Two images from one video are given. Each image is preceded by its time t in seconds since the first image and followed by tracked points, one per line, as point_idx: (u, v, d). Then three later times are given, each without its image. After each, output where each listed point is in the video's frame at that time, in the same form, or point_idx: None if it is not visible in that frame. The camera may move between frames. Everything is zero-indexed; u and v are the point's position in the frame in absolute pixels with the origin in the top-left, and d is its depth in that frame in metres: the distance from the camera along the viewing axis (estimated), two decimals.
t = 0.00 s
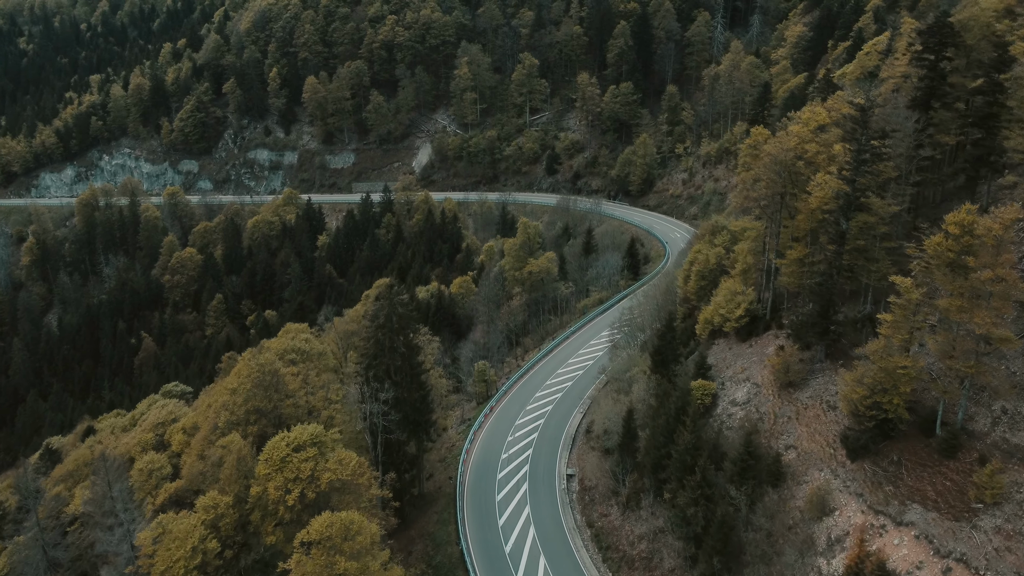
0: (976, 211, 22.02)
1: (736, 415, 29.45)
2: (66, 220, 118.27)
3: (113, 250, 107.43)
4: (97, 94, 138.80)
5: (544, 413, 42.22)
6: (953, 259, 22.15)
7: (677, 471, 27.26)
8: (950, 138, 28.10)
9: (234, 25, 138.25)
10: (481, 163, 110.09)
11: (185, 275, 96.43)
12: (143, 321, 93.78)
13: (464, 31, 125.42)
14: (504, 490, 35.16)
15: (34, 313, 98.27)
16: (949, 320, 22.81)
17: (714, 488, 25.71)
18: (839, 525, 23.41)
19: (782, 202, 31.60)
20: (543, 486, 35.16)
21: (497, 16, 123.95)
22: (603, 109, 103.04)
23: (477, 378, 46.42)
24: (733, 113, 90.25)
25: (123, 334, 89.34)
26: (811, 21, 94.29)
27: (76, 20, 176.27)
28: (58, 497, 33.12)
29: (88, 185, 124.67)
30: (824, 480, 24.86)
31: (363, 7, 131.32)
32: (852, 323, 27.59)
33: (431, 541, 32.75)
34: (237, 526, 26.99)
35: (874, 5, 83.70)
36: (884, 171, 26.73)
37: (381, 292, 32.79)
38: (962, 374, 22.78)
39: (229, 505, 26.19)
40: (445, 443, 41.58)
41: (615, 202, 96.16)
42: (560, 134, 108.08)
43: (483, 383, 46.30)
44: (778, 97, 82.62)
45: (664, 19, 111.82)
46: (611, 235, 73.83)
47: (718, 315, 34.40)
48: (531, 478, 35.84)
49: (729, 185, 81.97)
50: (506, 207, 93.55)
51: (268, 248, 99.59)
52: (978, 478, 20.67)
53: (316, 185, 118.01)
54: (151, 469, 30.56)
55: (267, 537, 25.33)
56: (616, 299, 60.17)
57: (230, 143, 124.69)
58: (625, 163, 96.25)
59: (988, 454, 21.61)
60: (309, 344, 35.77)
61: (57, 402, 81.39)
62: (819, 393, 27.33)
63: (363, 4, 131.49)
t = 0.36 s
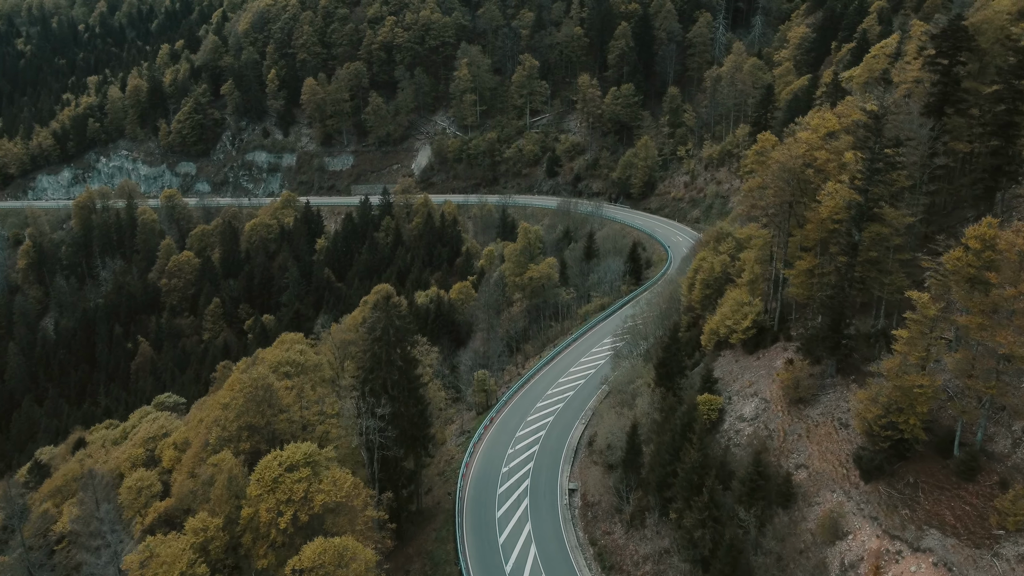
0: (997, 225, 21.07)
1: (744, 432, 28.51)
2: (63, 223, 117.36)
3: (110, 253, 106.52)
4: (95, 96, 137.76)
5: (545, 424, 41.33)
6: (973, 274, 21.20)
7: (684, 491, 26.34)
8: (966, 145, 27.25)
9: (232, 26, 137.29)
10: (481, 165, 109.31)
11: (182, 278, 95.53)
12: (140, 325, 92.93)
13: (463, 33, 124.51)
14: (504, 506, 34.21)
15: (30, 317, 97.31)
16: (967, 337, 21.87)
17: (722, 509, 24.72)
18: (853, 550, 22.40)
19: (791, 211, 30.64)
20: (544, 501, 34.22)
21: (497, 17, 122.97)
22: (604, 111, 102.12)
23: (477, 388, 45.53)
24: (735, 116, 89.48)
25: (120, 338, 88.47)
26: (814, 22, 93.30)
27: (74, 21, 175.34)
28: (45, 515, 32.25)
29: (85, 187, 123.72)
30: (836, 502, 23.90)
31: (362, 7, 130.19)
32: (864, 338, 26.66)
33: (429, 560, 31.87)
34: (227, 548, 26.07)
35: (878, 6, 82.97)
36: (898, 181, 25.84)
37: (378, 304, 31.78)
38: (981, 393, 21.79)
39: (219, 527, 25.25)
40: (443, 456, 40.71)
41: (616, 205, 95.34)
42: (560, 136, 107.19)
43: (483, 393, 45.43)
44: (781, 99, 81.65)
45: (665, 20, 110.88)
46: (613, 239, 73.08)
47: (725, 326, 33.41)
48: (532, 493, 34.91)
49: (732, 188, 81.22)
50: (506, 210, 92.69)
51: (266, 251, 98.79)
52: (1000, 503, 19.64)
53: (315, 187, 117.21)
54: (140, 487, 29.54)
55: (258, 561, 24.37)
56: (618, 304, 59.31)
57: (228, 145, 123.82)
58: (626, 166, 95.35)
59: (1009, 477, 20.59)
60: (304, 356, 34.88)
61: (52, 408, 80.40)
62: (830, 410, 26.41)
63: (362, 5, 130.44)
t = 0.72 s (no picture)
0: (1021, 240, 20.16)
1: (753, 450, 27.60)
2: (59, 225, 116.42)
3: (106, 256, 105.55)
4: (91, 97, 136.78)
5: (546, 436, 40.44)
6: (996, 291, 20.30)
7: (691, 512, 25.35)
8: (983, 153, 26.41)
9: (230, 28, 136.19)
10: (481, 167, 108.59)
11: (179, 282, 94.55)
12: (136, 330, 92.07)
13: (463, 34, 123.57)
14: (505, 523, 33.27)
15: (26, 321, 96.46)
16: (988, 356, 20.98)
17: (731, 532, 23.70)
18: None
19: (800, 220, 29.63)
20: (546, 517, 33.29)
21: (497, 18, 121.87)
22: (605, 113, 101.16)
23: (477, 398, 44.57)
24: (738, 118, 88.84)
25: (116, 343, 87.52)
26: (817, 24, 92.31)
27: (71, 22, 174.24)
28: (32, 534, 31.36)
29: (82, 189, 122.87)
30: (850, 526, 22.89)
31: (361, 8, 128.95)
32: (879, 353, 25.71)
33: None
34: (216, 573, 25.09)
35: (882, 7, 82.23)
36: (913, 191, 24.90)
37: (375, 316, 30.84)
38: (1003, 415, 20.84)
39: (208, 552, 24.28)
40: (442, 470, 39.80)
41: (617, 208, 94.51)
42: (561, 137, 106.19)
43: (483, 404, 44.51)
44: (784, 101, 80.69)
45: (667, 21, 109.86)
46: (614, 244, 72.29)
47: (731, 338, 32.46)
48: (533, 509, 33.98)
49: (734, 192, 80.54)
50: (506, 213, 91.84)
51: (264, 255, 97.82)
52: None
53: (314, 190, 116.30)
54: (128, 507, 28.48)
55: None
56: (620, 310, 58.43)
57: (226, 147, 122.85)
58: (627, 168, 94.44)
59: None
60: (299, 369, 33.96)
61: (47, 414, 79.55)
62: (842, 428, 25.51)
63: (360, 6, 129.36)
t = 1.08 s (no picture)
0: None
1: (762, 468, 26.62)
2: (56, 228, 115.39)
3: (103, 259, 104.52)
4: (89, 98, 135.85)
5: (547, 448, 39.48)
6: (1020, 308, 19.29)
7: (699, 535, 24.32)
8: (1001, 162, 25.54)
9: (228, 28, 135.12)
10: (481, 169, 107.67)
11: (175, 286, 93.51)
12: (132, 334, 91.07)
13: (463, 35, 122.57)
14: (505, 540, 32.29)
15: (21, 325, 95.49)
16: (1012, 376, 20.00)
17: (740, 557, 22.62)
18: None
19: (810, 230, 28.62)
20: (547, 534, 32.33)
21: (497, 18, 120.73)
22: (606, 114, 100.05)
23: (477, 408, 43.62)
24: (741, 120, 89.08)
25: (111, 348, 86.51)
26: (821, 25, 91.30)
27: (69, 23, 173.30)
28: (17, 554, 30.44)
29: (78, 191, 121.90)
30: (865, 552, 21.81)
31: (360, 9, 127.73)
32: (894, 370, 24.73)
33: None
34: None
35: (886, 8, 81.39)
36: (929, 203, 24.01)
37: (370, 329, 29.89)
38: None
39: None
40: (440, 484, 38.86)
41: (619, 211, 93.52)
42: (561, 139, 105.15)
43: (483, 414, 43.59)
44: (787, 103, 79.75)
45: (668, 21, 108.72)
46: (616, 248, 71.45)
47: (738, 350, 31.57)
48: (534, 525, 33.00)
49: (737, 195, 79.86)
50: (506, 216, 90.98)
51: (261, 258, 96.81)
52: None
53: (312, 192, 115.34)
54: (115, 527, 27.56)
55: None
56: (622, 316, 57.52)
57: (224, 148, 121.84)
58: (628, 171, 93.44)
59: None
60: (293, 382, 33.03)
61: (42, 420, 78.56)
62: (855, 448, 24.54)
63: (359, 6, 128.33)
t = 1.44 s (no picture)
0: None
1: (772, 489, 25.65)
2: (52, 230, 114.40)
3: (99, 262, 103.47)
4: (86, 99, 134.89)
5: (549, 461, 38.53)
6: None
7: (707, 560, 23.28)
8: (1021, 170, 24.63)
9: (226, 29, 134.03)
10: (481, 171, 106.70)
11: (172, 289, 92.50)
12: (129, 338, 90.15)
13: (462, 35, 121.55)
14: (504, 558, 31.32)
15: (17, 329, 94.51)
16: None
17: None
18: None
19: (820, 241, 27.63)
20: (548, 552, 31.35)
21: (497, 19, 119.75)
22: (607, 116, 98.93)
23: (476, 418, 42.64)
24: (743, 121, 88.05)
25: (107, 352, 85.54)
26: (824, 25, 90.25)
27: (67, 23, 172.22)
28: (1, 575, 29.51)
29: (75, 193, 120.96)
30: None
31: (359, 9, 126.57)
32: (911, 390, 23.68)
33: None
34: None
35: (891, 8, 80.52)
36: (948, 214, 23.06)
37: (366, 342, 28.92)
38: None
39: None
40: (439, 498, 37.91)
41: (620, 213, 92.58)
42: (562, 141, 104.25)
43: (483, 425, 42.60)
44: (791, 105, 78.76)
45: (670, 22, 107.43)
46: (617, 252, 70.49)
47: (745, 362, 30.67)
48: (535, 543, 32.04)
49: (740, 198, 79.12)
50: (506, 219, 90.17)
51: (259, 261, 95.85)
52: None
53: (310, 194, 114.37)
54: (102, 548, 26.67)
55: None
56: (624, 322, 56.61)
57: (222, 150, 120.85)
58: (630, 173, 92.44)
59: None
60: (287, 396, 32.12)
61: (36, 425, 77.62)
62: (870, 469, 23.54)
63: (358, 6, 127.29)
